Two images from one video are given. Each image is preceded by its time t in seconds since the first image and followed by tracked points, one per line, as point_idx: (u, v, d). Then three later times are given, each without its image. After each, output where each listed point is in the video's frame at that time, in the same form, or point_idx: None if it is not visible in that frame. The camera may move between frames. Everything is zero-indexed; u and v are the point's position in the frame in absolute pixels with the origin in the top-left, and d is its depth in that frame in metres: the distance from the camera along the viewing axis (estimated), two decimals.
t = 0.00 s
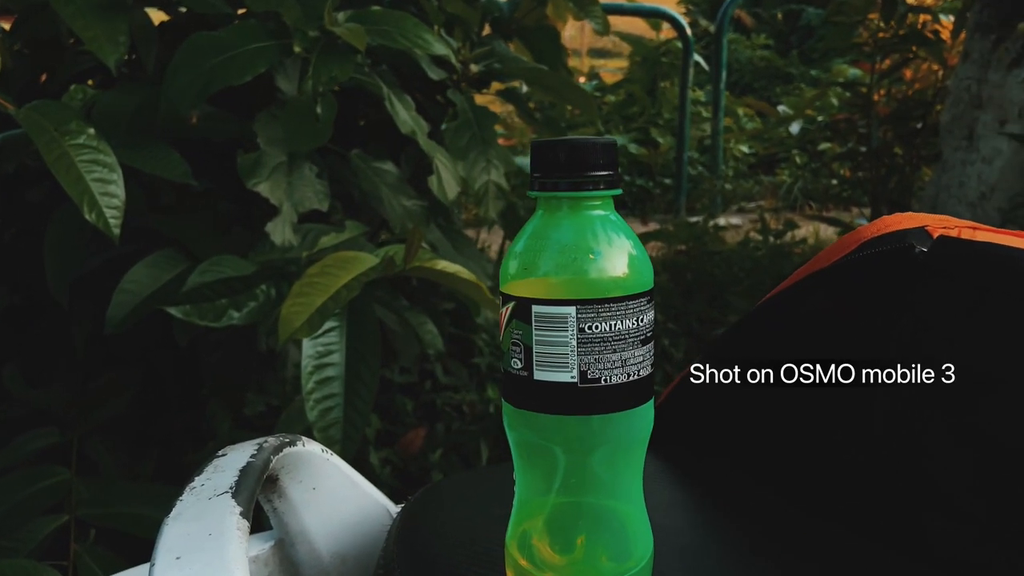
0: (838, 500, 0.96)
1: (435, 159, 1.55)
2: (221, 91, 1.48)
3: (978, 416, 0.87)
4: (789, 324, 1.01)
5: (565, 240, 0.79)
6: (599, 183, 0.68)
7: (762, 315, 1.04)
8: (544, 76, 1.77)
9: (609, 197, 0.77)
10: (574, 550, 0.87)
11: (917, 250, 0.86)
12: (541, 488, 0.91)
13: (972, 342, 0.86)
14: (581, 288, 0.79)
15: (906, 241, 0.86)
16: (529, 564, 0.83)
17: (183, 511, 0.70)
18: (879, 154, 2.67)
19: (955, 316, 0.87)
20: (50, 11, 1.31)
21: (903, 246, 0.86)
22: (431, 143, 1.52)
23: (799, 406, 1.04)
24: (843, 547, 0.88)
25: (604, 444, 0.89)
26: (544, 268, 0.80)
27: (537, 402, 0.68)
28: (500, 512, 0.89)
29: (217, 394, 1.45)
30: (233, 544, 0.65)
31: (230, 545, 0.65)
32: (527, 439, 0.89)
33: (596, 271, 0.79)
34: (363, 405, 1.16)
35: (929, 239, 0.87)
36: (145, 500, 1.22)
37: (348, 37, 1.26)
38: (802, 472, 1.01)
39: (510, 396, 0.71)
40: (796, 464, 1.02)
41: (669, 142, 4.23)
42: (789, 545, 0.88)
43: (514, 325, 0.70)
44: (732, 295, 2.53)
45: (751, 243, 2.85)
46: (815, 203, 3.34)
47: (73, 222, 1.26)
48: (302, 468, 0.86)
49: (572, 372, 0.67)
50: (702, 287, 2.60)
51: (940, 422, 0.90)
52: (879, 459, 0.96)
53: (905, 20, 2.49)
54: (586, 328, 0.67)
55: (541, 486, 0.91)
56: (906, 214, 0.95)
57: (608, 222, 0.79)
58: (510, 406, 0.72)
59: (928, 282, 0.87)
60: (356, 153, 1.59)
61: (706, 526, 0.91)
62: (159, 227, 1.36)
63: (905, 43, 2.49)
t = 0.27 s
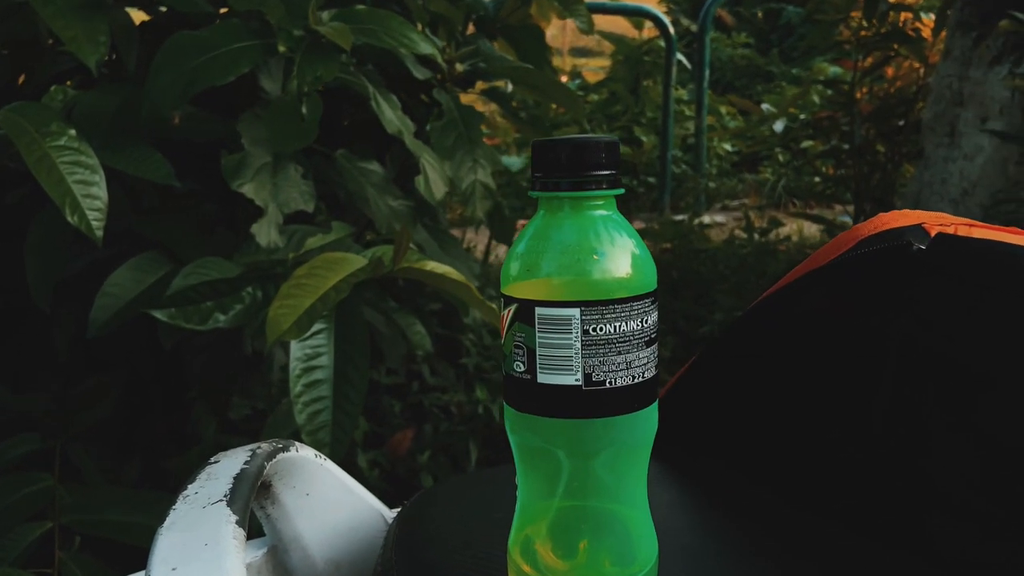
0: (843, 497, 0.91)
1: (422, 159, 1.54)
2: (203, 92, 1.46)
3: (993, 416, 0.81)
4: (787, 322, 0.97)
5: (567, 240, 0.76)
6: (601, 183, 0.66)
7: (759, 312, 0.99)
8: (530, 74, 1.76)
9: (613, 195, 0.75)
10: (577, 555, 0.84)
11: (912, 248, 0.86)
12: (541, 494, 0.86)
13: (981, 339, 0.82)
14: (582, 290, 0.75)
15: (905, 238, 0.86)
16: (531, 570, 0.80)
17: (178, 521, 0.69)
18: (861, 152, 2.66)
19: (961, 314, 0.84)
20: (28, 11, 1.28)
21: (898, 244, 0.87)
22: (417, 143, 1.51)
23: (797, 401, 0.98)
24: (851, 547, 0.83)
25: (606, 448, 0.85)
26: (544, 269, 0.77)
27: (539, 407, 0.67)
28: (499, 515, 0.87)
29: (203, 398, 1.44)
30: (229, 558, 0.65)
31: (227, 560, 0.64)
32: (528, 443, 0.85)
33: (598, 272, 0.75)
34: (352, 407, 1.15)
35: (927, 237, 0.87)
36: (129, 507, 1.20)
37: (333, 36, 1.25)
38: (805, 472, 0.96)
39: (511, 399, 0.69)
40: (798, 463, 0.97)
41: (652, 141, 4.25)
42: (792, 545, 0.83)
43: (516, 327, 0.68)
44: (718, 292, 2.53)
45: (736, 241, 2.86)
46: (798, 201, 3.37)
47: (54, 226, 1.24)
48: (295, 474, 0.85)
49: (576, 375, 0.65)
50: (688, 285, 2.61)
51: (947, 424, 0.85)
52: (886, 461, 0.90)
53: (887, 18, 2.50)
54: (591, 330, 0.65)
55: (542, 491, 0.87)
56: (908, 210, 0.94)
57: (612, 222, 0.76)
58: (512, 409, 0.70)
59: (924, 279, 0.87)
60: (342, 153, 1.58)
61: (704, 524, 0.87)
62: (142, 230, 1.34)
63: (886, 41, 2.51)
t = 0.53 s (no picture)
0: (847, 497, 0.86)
1: (407, 159, 1.53)
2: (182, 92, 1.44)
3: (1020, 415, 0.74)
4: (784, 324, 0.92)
5: (564, 241, 0.75)
6: (601, 182, 0.65)
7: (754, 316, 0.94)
8: (514, 73, 1.74)
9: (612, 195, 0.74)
10: (577, 561, 0.83)
11: (908, 246, 0.83)
12: (540, 498, 0.85)
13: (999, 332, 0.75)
14: (581, 292, 0.74)
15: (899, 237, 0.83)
16: None
17: (166, 532, 0.67)
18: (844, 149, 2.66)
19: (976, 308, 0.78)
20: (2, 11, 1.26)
21: (895, 241, 0.83)
22: (402, 143, 1.50)
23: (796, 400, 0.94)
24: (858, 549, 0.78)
25: (607, 451, 0.84)
26: (541, 271, 0.76)
27: (538, 411, 0.66)
28: (495, 518, 0.84)
29: (185, 403, 1.42)
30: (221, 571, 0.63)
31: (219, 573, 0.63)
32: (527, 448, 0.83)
33: (597, 273, 0.74)
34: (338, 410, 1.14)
35: (922, 234, 0.85)
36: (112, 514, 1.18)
37: (314, 35, 1.23)
38: (806, 474, 0.91)
39: (509, 403, 0.68)
40: (798, 467, 0.92)
41: (635, 140, 4.26)
42: (796, 547, 0.79)
43: (514, 330, 0.67)
44: (703, 290, 2.53)
45: (720, 238, 2.87)
46: (780, 198, 3.38)
47: (32, 229, 1.22)
48: (285, 481, 0.82)
49: (576, 379, 0.64)
50: (672, 284, 2.61)
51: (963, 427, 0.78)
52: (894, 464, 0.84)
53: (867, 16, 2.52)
54: (591, 333, 0.64)
55: (543, 500, 0.85)
56: (898, 207, 0.91)
57: (610, 223, 0.75)
58: (510, 413, 0.69)
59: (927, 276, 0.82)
60: (324, 153, 1.57)
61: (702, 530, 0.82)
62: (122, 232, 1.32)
63: (866, 39, 2.52)
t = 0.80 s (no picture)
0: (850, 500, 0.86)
1: (391, 158, 1.51)
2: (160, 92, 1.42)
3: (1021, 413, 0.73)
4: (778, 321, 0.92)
5: (564, 241, 0.74)
6: (601, 179, 0.64)
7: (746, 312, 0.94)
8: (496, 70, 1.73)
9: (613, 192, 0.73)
10: (577, 569, 0.79)
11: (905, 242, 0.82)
12: (539, 503, 0.81)
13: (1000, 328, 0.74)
14: (582, 292, 0.73)
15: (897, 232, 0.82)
16: None
17: (154, 544, 0.66)
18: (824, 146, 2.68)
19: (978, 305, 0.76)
20: None
21: (891, 238, 0.83)
22: (385, 142, 1.48)
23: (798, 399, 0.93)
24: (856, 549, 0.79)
25: (607, 455, 0.79)
26: (541, 270, 0.74)
27: (541, 414, 0.65)
28: (491, 523, 0.84)
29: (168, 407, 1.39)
30: None
31: None
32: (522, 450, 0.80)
33: (598, 273, 0.73)
34: (325, 413, 1.12)
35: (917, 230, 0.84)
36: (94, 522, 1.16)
37: (295, 33, 1.21)
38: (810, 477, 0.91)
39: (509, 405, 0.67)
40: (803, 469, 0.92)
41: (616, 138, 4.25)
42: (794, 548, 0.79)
43: (515, 332, 0.66)
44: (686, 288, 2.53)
45: (702, 236, 2.87)
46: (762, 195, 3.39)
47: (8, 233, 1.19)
48: (274, 488, 0.80)
49: (579, 381, 0.63)
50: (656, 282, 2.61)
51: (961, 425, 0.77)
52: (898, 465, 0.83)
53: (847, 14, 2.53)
54: (593, 333, 0.63)
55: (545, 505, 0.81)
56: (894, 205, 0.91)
57: (612, 222, 0.74)
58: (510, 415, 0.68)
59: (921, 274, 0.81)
60: (306, 153, 1.55)
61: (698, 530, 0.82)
62: (102, 235, 1.29)
63: (846, 37, 2.53)
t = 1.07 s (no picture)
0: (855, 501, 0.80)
1: (375, 158, 1.50)
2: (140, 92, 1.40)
3: None
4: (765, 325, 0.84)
5: (572, 237, 0.72)
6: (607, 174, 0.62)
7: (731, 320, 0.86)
8: (480, 69, 1.73)
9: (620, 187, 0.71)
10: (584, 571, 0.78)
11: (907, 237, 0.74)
12: (548, 506, 0.80)
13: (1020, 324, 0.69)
14: (591, 290, 0.72)
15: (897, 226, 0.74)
16: None
17: (149, 553, 0.63)
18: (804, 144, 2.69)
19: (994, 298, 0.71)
20: None
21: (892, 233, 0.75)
22: (369, 141, 1.46)
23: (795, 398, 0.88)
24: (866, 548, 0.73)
25: (617, 457, 0.78)
26: (550, 269, 0.73)
27: (548, 416, 0.61)
28: (492, 528, 0.80)
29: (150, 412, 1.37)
30: None
31: None
32: (531, 453, 0.79)
33: (607, 270, 0.71)
34: (312, 416, 1.11)
35: (918, 225, 0.76)
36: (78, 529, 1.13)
37: (277, 31, 1.19)
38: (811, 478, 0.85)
39: (514, 407, 0.64)
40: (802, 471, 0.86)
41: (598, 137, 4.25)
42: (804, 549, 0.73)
43: (521, 332, 0.62)
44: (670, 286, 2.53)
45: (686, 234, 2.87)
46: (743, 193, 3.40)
47: None
48: (267, 493, 0.78)
49: (589, 381, 0.60)
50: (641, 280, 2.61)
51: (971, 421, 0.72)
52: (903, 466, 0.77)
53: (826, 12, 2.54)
54: (604, 332, 0.60)
55: (556, 509, 0.80)
56: (892, 199, 0.84)
57: (621, 216, 0.72)
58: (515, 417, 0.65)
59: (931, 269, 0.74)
60: (289, 153, 1.53)
61: (695, 527, 0.78)
62: (81, 238, 1.27)
63: (826, 35, 2.54)
